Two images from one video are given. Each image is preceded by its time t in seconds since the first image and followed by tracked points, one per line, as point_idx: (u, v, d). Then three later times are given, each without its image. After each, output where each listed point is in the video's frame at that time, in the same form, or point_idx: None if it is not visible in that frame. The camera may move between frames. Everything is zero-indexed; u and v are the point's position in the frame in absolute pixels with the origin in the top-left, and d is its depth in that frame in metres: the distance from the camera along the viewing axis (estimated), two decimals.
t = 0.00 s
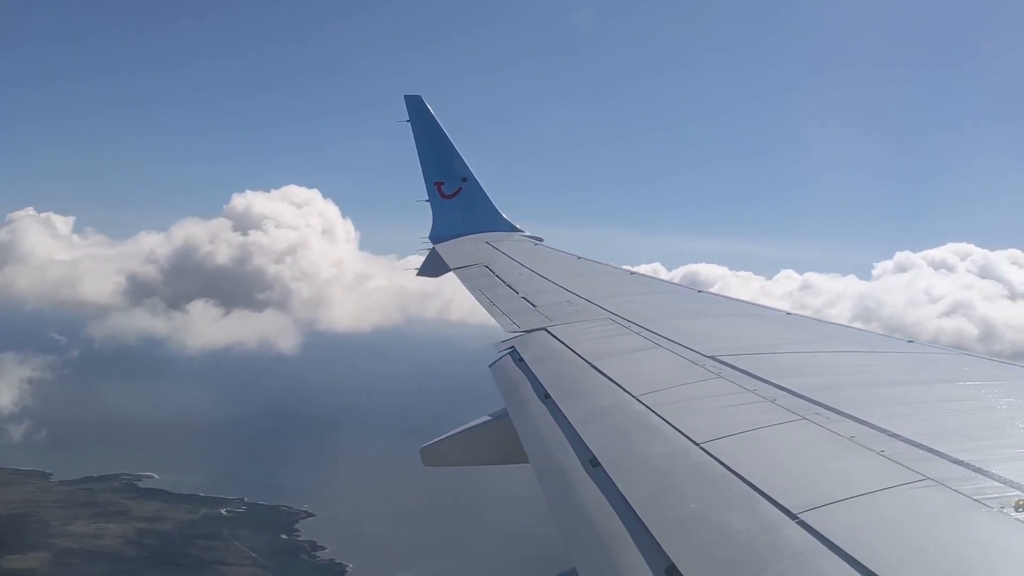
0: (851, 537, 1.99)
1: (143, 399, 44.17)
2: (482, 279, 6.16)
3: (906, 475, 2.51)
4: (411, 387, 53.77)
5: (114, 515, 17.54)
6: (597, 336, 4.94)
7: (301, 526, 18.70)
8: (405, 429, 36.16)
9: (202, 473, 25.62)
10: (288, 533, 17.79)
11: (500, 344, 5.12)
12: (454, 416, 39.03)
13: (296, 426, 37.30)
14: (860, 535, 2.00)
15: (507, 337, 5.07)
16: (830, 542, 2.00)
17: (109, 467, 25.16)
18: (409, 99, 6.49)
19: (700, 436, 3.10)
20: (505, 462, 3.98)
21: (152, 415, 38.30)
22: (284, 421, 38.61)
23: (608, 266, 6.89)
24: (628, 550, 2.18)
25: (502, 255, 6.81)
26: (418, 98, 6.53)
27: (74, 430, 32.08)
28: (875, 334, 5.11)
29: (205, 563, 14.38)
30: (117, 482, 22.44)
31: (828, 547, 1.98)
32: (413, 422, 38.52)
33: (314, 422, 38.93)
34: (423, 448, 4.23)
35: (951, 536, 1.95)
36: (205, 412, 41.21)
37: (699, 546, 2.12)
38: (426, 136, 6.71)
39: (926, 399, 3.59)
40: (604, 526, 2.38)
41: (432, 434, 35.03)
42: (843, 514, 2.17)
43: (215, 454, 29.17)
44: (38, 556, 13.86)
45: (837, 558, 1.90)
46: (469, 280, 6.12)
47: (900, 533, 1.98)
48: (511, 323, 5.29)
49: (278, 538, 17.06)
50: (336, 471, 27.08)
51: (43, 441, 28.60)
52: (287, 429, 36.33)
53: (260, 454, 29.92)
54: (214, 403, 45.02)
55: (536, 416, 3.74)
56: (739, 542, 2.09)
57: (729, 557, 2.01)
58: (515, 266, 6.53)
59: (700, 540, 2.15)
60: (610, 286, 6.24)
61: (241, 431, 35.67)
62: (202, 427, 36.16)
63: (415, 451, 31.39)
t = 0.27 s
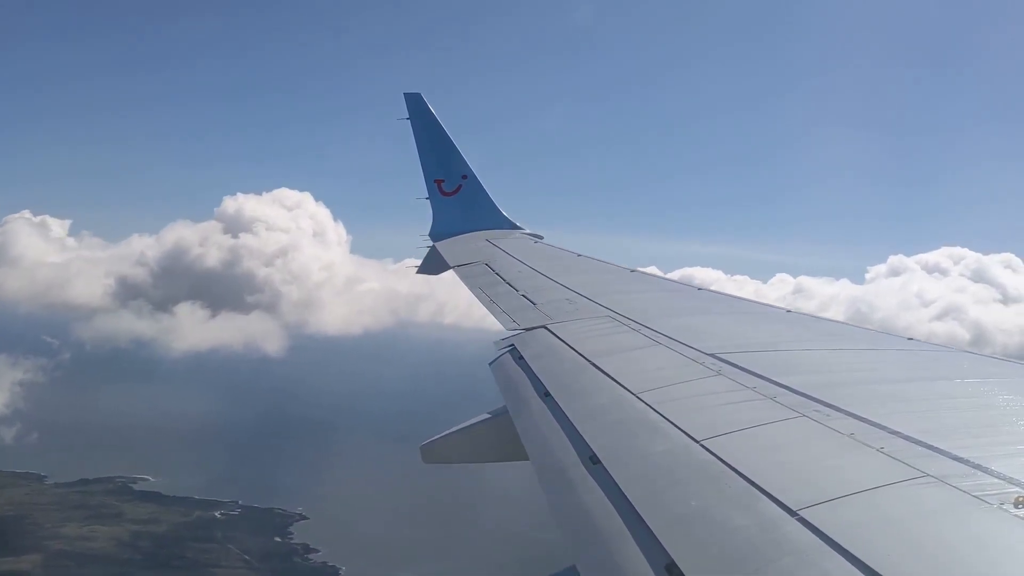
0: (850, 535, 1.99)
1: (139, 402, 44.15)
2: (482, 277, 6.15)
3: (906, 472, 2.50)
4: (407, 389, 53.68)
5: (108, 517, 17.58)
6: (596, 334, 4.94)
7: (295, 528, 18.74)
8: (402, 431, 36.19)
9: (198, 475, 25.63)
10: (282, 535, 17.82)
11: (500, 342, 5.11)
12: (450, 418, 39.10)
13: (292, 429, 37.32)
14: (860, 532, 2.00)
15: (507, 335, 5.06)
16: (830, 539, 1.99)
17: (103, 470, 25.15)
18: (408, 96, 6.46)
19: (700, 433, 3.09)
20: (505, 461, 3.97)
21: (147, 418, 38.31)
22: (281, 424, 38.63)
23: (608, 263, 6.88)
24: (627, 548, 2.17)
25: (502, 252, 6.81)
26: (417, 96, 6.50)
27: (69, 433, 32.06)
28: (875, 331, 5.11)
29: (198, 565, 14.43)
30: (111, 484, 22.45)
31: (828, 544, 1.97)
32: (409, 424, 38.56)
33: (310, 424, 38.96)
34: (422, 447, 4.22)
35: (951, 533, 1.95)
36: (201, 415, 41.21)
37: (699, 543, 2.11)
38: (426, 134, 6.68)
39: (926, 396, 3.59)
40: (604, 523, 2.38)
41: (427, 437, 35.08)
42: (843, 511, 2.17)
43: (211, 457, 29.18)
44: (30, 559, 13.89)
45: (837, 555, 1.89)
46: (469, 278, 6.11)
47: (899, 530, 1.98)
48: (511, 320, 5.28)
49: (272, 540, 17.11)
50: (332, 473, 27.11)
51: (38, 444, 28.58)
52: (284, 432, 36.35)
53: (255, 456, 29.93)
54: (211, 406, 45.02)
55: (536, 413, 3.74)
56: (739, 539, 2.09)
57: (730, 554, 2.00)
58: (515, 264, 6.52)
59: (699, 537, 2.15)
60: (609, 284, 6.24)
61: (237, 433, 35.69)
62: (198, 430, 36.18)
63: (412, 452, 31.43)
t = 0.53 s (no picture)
0: (850, 533, 1.99)
1: (135, 407, 44.13)
2: (482, 276, 6.15)
3: (906, 471, 2.51)
4: (404, 394, 53.62)
5: (101, 522, 17.61)
6: (596, 333, 4.93)
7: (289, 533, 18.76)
8: (398, 436, 36.20)
9: (193, 480, 25.62)
10: (276, 540, 17.84)
11: (500, 341, 5.11)
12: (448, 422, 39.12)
13: (289, 434, 37.30)
14: (860, 531, 2.00)
15: (506, 334, 5.06)
16: (830, 538, 1.99)
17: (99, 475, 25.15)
18: (408, 96, 6.44)
19: (700, 432, 3.09)
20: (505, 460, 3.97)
21: (144, 423, 38.29)
22: (278, 428, 38.63)
23: (608, 263, 6.87)
24: (626, 547, 2.17)
25: (502, 251, 6.80)
26: (417, 95, 6.48)
27: (65, 437, 32.04)
28: (875, 330, 5.11)
29: (190, 571, 14.46)
30: (105, 488, 22.46)
31: (827, 542, 1.97)
32: (406, 429, 38.57)
33: (307, 429, 38.95)
34: (423, 445, 4.22)
35: (950, 532, 1.95)
36: (197, 420, 41.18)
37: (699, 541, 2.11)
38: (426, 133, 6.67)
39: (925, 395, 3.59)
40: (604, 522, 2.38)
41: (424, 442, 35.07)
42: (843, 510, 2.17)
43: (207, 462, 29.16)
44: (23, 563, 13.93)
45: (836, 553, 1.90)
46: (469, 277, 6.11)
47: (899, 529, 1.98)
48: (511, 319, 5.27)
49: (265, 545, 17.14)
50: (327, 478, 27.10)
51: (33, 448, 28.55)
52: (280, 437, 36.34)
53: (251, 461, 29.91)
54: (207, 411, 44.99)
55: (535, 412, 3.74)
56: (738, 538, 2.09)
57: (730, 553, 2.00)
58: (515, 263, 6.52)
59: (699, 536, 2.15)
60: (609, 283, 6.23)
61: (233, 438, 35.66)
62: (194, 435, 36.15)
63: (408, 457, 31.44)
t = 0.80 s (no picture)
0: (850, 532, 1.99)
1: (131, 411, 44.08)
2: (482, 275, 6.14)
3: (906, 469, 2.50)
4: (401, 399, 53.60)
5: (95, 525, 17.62)
6: (596, 331, 4.93)
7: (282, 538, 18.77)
8: (395, 441, 36.19)
9: (188, 484, 25.60)
10: (269, 544, 17.84)
11: (500, 340, 5.11)
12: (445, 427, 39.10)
13: (285, 438, 37.29)
14: (860, 530, 1.99)
15: (506, 333, 5.06)
16: (831, 536, 1.99)
17: (94, 478, 25.13)
18: (408, 95, 6.44)
19: (700, 430, 3.09)
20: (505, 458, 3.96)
21: (140, 427, 38.25)
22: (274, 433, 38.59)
23: (608, 261, 6.86)
24: (626, 546, 2.17)
25: (502, 250, 6.80)
26: (417, 94, 6.48)
27: (60, 441, 32.00)
28: (875, 329, 5.11)
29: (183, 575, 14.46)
30: (100, 492, 22.45)
31: (828, 541, 1.97)
32: (403, 433, 38.54)
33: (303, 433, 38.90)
34: (423, 444, 4.21)
35: (951, 531, 1.94)
36: (193, 424, 41.12)
37: (698, 540, 2.11)
38: (426, 132, 6.67)
39: (925, 393, 3.59)
40: (604, 521, 2.38)
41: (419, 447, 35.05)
42: (843, 508, 2.17)
43: (202, 467, 29.13)
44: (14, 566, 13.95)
45: (836, 552, 1.89)
46: (469, 275, 6.11)
47: (898, 528, 1.98)
48: (511, 318, 5.27)
49: (259, 549, 17.16)
50: (322, 483, 27.07)
51: (28, 453, 28.52)
52: (277, 441, 36.30)
53: (247, 466, 29.88)
54: (204, 415, 44.95)
55: (535, 411, 3.74)
56: (739, 537, 2.09)
57: (730, 553, 2.00)
58: (515, 261, 6.51)
59: (699, 535, 2.15)
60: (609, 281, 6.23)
61: (229, 443, 35.64)
62: (190, 439, 36.12)
63: (404, 463, 31.41)
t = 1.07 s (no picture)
0: (849, 531, 1.98)
1: (128, 417, 44.06)
2: (482, 273, 6.14)
3: (906, 468, 2.50)
4: (397, 405, 53.59)
5: (88, 530, 17.66)
6: (596, 330, 4.93)
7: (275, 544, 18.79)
8: (390, 448, 36.16)
9: (183, 489, 25.59)
10: (262, 549, 17.87)
11: (500, 339, 5.11)
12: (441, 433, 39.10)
13: (281, 443, 37.26)
14: (860, 529, 1.99)
15: (506, 332, 5.06)
16: (830, 535, 1.98)
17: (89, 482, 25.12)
18: (409, 94, 6.43)
19: (700, 429, 3.09)
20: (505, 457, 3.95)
21: (136, 432, 38.23)
22: (269, 439, 38.56)
23: (608, 260, 6.85)
24: (625, 545, 2.17)
25: (502, 249, 6.79)
26: (417, 93, 6.47)
27: (56, 446, 31.98)
28: (874, 328, 5.10)
29: None
30: (94, 497, 22.47)
31: (827, 540, 1.97)
32: (399, 440, 38.51)
33: (299, 439, 38.85)
34: (423, 442, 4.20)
35: (951, 531, 1.93)
36: (189, 429, 41.08)
37: (698, 538, 2.11)
38: (426, 131, 6.66)
39: (924, 393, 3.58)
40: (604, 520, 2.37)
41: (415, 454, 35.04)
42: (843, 507, 2.16)
43: (197, 472, 29.11)
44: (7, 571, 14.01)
45: (835, 551, 1.89)
46: (469, 274, 6.10)
47: (897, 527, 1.97)
48: (511, 316, 5.27)
49: (251, 554, 17.19)
50: (317, 489, 27.06)
51: (23, 458, 28.49)
52: (273, 446, 36.27)
53: (242, 472, 29.86)
54: (200, 421, 44.90)
55: (535, 410, 3.73)
56: (738, 535, 2.08)
57: (730, 552, 1.99)
58: (515, 260, 6.50)
59: (699, 533, 2.14)
60: (609, 280, 6.22)
61: (225, 448, 35.62)
62: (186, 444, 36.09)
63: (400, 469, 31.39)
